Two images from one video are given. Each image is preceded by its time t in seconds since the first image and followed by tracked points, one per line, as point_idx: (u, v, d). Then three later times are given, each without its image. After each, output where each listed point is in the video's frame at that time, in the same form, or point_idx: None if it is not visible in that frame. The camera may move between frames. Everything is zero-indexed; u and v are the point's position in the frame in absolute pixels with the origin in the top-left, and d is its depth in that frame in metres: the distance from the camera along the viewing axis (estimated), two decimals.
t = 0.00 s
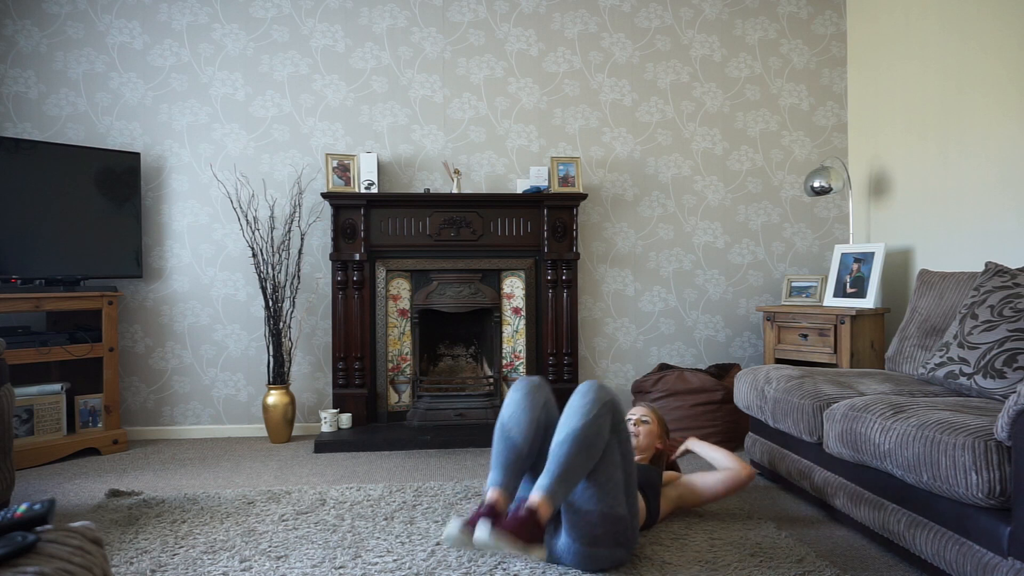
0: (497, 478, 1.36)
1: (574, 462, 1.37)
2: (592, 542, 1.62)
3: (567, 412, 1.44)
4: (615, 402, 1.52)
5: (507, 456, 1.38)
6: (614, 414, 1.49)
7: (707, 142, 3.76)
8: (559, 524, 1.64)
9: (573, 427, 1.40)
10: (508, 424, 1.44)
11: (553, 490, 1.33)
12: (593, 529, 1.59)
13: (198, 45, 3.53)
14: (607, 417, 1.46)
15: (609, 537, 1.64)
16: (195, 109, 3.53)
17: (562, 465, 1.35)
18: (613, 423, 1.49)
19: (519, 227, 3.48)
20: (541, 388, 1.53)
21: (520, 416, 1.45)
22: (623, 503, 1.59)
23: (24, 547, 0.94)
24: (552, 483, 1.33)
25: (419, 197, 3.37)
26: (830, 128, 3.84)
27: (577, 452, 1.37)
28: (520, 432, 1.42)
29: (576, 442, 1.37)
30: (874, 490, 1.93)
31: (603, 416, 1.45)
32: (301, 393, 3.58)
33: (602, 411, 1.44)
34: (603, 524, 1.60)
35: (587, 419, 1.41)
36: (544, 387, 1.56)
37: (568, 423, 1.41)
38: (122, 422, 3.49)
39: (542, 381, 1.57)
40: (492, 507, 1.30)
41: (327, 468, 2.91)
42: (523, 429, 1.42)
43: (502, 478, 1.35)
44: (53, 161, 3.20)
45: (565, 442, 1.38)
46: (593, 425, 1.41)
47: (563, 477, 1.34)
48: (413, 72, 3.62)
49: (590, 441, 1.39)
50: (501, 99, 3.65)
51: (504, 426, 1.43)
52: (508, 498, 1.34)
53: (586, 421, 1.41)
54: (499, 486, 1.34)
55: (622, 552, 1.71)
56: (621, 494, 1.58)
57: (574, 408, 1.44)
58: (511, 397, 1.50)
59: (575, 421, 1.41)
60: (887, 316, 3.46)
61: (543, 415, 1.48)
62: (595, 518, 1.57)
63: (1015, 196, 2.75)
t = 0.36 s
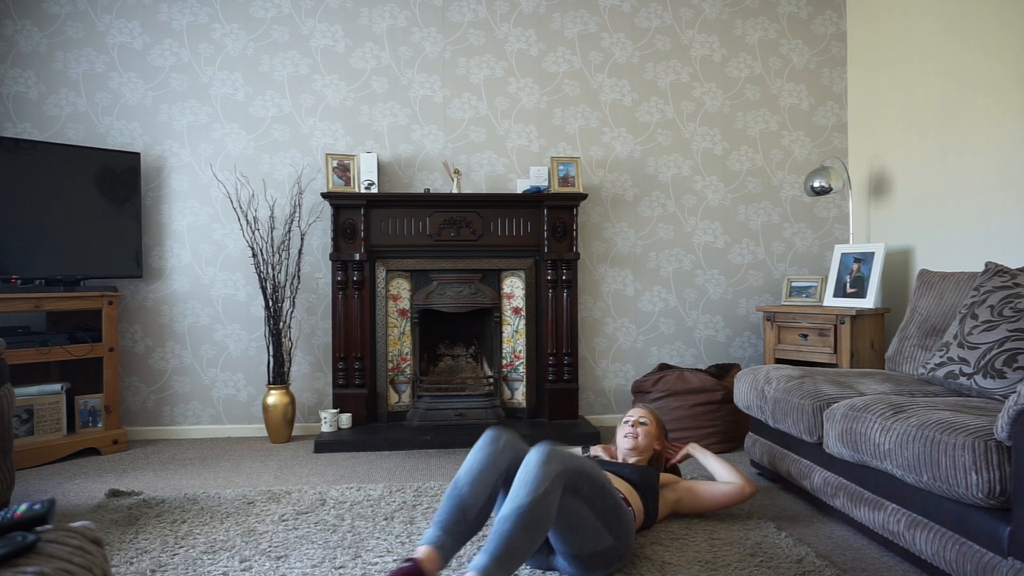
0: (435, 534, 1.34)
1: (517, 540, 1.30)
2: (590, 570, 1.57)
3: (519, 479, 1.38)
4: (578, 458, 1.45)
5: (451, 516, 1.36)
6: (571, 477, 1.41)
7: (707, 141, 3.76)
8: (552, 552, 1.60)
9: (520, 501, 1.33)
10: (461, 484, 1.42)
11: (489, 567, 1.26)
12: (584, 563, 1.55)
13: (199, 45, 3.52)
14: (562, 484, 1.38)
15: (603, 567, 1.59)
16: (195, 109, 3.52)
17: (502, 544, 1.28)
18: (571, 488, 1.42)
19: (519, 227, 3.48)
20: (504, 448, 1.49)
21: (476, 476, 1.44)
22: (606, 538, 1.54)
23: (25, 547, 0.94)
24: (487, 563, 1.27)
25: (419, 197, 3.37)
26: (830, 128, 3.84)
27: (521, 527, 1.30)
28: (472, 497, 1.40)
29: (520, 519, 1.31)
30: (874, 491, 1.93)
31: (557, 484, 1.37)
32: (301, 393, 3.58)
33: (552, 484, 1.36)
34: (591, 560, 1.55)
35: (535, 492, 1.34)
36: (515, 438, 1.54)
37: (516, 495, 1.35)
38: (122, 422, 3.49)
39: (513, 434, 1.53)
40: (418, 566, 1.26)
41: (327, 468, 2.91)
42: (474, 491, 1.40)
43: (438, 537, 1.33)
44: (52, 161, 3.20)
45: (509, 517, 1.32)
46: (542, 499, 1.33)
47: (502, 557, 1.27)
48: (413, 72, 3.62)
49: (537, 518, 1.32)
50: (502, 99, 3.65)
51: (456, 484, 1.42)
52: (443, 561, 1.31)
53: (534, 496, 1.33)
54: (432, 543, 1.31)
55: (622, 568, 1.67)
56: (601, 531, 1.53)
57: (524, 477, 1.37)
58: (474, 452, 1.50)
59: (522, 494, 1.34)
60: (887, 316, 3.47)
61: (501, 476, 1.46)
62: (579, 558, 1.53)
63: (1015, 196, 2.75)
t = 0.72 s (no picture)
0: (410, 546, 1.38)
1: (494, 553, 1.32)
2: None
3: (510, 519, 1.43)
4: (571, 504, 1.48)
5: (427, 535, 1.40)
6: (560, 523, 1.43)
7: (707, 142, 3.76)
8: None
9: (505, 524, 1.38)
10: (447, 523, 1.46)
11: (459, 553, 1.30)
12: None
13: (199, 45, 3.53)
14: (551, 524, 1.42)
15: None
16: (195, 109, 3.52)
17: (478, 543, 1.32)
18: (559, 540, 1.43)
19: (519, 227, 3.48)
20: (497, 503, 1.54)
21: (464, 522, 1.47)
22: (601, 557, 1.53)
23: (25, 547, 0.94)
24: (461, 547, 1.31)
25: (419, 197, 3.37)
26: (830, 127, 3.84)
27: (500, 543, 1.33)
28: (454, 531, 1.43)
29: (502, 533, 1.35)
30: (874, 490, 1.93)
31: (546, 524, 1.41)
32: (301, 393, 3.58)
33: (537, 522, 1.40)
34: None
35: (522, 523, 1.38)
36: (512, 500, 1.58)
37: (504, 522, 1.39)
38: (122, 422, 3.49)
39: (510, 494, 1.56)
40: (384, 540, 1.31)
41: (327, 468, 2.91)
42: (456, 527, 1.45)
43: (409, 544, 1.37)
44: (53, 161, 3.20)
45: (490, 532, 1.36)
46: (525, 530, 1.37)
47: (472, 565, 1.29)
48: (413, 72, 3.62)
49: (518, 543, 1.34)
50: (501, 99, 3.65)
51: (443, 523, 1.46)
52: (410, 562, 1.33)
53: (519, 526, 1.37)
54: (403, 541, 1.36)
55: None
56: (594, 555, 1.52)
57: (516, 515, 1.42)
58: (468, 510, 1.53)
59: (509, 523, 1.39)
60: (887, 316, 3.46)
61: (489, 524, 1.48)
62: None
63: (1015, 197, 2.75)
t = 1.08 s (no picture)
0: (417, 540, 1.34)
1: (501, 533, 1.30)
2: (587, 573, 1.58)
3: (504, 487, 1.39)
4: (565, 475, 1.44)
5: (431, 524, 1.36)
6: (556, 488, 1.41)
7: (707, 142, 3.76)
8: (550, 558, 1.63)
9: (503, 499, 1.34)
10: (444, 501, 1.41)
11: (471, 545, 1.26)
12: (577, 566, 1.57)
13: (199, 45, 3.52)
14: (547, 494, 1.38)
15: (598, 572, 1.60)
16: (195, 109, 3.52)
17: (486, 530, 1.29)
18: (555, 500, 1.41)
19: (519, 227, 3.48)
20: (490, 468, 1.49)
21: (460, 494, 1.43)
22: (602, 539, 1.54)
23: (25, 547, 0.94)
24: (470, 541, 1.26)
25: (419, 197, 3.37)
26: (830, 127, 3.84)
27: (506, 524, 1.31)
28: (455, 511, 1.39)
29: (504, 513, 1.31)
30: (874, 490, 1.93)
31: (541, 495, 1.37)
32: (301, 393, 3.57)
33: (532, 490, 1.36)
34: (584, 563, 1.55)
35: (520, 494, 1.34)
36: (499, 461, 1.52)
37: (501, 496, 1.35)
38: (122, 422, 3.49)
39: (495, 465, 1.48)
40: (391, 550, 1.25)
41: (327, 468, 2.91)
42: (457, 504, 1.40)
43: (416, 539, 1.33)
44: (52, 161, 3.20)
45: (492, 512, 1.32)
46: (525, 505, 1.34)
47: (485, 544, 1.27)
48: (413, 73, 3.62)
49: (521, 518, 1.32)
50: (502, 99, 3.65)
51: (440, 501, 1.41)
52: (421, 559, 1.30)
53: (517, 498, 1.34)
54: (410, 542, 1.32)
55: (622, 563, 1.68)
56: (594, 534, 1.53)
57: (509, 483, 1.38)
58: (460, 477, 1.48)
59: (507, 493, 1.35)
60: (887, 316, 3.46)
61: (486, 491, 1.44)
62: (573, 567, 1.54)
63: (1015, 197, 2.75)
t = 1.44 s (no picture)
0: (489, 461, 1.35)
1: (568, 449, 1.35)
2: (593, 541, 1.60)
3: (561, 403, 1.43)
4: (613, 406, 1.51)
5: (500, 443, 1.36)
6: (609, 410, 1.47)
7: (707, 142, 3.76)
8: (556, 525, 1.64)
9: (567, 415, 1.38)
10: (502, 416, 1.43)
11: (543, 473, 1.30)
12: (591, 529, 1.57)
13: (199, 45, 3.52)
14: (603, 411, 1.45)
15: (607, 539, 1.62)
16: (195, 109, 3.52)
17: (554, 450, 1.33)
18: (606, 420, 1.47)
19: (519, 227, 3.48)
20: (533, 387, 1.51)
21: (515, 410, 1.44)
22: (620, 503, 1.57)
23: (25, 547, 0.94)
24: (542, 464, 1.31)
25: (419, 197, 3.37)
26: (830, 127, 3.84)
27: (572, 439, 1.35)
28: (516, 426, 1.40)
29: (570, 427, 1.35)
30: (874, 490, 1.93)
31: (598, 410, 1.43)
32: (301, 393, 3.58)
33: (593, 403, 1.42)
34: (602, 520, 1.57)
35: (582, 408, 1.39)
36: (542, 384, 1.55)
37: (563, 411, 1.39)
38: (122, 422, 3.49)
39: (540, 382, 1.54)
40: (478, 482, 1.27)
41: (327, 468, 2.91)
42: (517, 417, 1.42)
43: (492, 460, 1.34)
44: (52, 161, 3.20)
45: (559, 428, 1.36)
46: (588, 418, 1.39)
47: (552, 462, 1.32)
48: (413, 72, 3.62)
49: (585, 432, 1.37)
50: (502, 99, 3.65)
51: (498, 418, 1.42)
52: (498, 478, 1.32)
53: (580, 411, 1.38)
54: (488, 466, 1.32)
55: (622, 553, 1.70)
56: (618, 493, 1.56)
57: (568, 398, 1.42)
58: (507, 396, 1.49)
59: (570, 408, 1.39)
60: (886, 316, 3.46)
61: (537, 410, 1.47)
62: (595, 517, 1.56)
63: (1016, 197, 2.75)
